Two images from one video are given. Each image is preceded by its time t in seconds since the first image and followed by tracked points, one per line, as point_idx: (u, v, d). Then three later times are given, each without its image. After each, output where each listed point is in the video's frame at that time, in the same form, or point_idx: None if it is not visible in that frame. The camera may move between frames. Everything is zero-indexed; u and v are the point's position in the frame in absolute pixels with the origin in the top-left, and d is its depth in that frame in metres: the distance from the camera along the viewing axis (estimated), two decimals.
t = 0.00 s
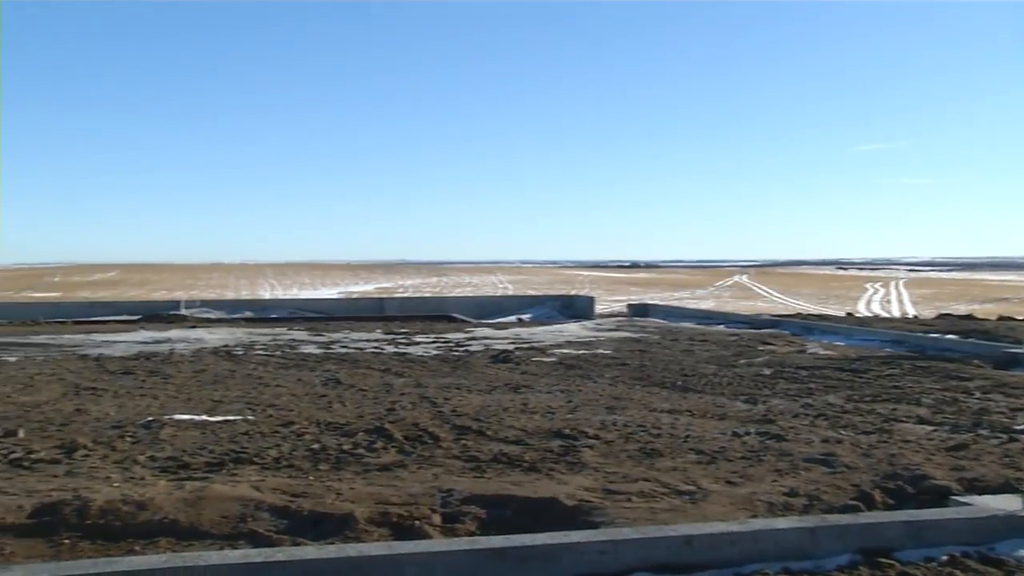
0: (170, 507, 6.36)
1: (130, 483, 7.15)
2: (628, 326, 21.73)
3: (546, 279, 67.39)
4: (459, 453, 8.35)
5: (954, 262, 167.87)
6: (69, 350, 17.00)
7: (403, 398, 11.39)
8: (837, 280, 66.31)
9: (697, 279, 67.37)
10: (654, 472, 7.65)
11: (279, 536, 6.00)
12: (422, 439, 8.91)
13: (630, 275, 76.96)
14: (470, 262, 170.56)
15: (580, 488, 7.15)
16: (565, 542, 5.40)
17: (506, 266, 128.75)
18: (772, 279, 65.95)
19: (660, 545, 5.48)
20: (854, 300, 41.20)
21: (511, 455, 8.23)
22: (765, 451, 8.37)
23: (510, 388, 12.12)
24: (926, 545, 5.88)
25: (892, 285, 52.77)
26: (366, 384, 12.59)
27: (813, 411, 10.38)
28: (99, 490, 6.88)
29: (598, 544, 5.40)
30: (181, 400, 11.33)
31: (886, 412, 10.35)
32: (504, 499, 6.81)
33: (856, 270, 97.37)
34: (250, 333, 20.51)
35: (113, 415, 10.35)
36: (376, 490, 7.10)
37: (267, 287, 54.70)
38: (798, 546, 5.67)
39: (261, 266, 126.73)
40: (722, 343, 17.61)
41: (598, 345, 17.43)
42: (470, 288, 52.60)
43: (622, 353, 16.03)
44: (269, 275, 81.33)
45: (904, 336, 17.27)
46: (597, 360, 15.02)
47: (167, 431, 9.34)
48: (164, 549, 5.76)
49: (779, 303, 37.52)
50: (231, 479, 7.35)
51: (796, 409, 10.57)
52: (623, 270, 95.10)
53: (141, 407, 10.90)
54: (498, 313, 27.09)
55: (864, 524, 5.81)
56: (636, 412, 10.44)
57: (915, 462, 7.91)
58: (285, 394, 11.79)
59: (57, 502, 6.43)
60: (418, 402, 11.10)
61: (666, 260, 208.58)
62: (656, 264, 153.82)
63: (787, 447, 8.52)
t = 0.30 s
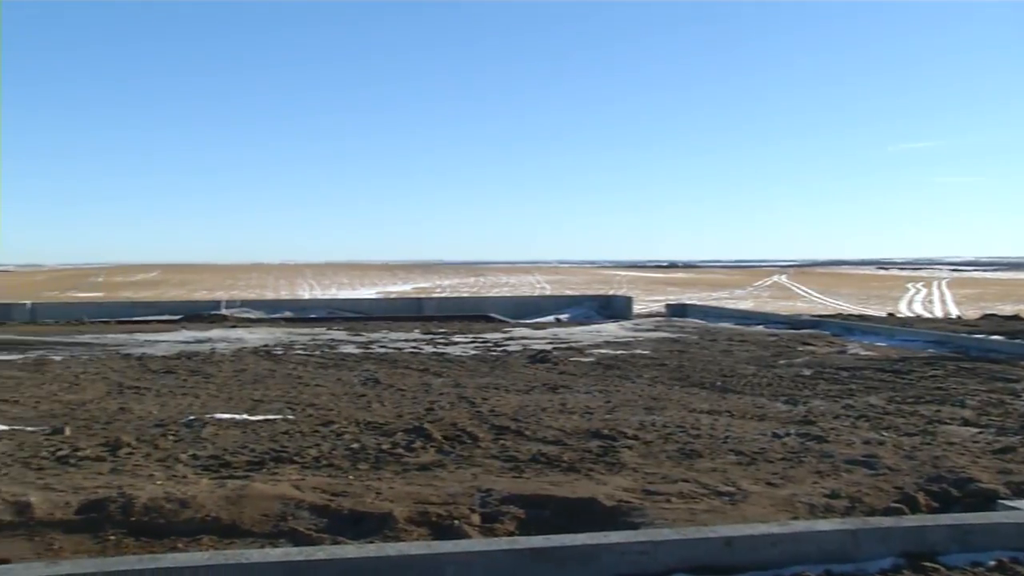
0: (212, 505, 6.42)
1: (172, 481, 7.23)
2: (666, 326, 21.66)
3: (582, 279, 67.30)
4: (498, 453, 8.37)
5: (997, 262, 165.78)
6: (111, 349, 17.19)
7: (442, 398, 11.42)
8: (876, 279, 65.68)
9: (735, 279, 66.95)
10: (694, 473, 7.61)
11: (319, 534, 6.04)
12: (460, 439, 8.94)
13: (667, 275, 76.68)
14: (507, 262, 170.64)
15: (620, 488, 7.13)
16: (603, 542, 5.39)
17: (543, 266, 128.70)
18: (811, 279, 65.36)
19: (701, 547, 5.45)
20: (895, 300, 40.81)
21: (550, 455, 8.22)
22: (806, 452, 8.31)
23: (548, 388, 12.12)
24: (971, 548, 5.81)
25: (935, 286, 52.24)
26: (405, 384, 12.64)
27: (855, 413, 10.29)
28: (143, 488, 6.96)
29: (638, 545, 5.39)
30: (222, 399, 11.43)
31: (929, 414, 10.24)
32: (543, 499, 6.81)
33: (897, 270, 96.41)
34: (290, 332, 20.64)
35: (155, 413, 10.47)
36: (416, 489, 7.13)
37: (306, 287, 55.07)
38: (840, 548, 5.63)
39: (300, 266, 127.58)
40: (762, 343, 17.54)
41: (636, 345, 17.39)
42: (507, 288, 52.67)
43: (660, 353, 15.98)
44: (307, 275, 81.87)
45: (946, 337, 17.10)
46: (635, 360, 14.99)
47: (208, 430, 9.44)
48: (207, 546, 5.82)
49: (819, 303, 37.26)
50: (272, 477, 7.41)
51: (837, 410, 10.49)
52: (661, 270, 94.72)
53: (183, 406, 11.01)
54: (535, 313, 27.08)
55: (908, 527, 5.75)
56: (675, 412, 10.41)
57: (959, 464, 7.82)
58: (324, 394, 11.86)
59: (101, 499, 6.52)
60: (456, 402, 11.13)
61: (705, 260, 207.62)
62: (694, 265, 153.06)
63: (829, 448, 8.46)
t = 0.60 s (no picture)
0: (254, 504, 6.47)
1: (215, 480, 7.29)
2: (706, 326, 21.57)
3: (620, 279, 67.17)
4: (537, 453, 8.37)
5: None
6: (154, 349, 17.37)
7: (480, 398, 11.43)
8: (920, 279, 64.99)
9: (775, 279, 66.42)
10: (734, 474, 7.57)
11: (360, 533, 6.07)
12: (499, 439, 8.94)
13: (707, 274, 76.35)
14: (545, 262, 170.62)
15: (660, 489, 7.10)
16: (642, 543, 5.38)
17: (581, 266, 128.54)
18: (851, 279, 64.69)
19: (742, 549, 5.43)
20: (938, 300, 40.39)
21: (590, 455, 8.21)
22: (848, 454, 8.24)
23: (587, 388, 12.10)
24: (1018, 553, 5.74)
25: (978, 286, 51.66)
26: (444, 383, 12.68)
27: (898, 414, 10.19)
28: (186, 486, 7.02)
29: (678, 547, 5.37)
30: (263, 398, 11.52)
31: (974, 416, 10.12)
32: (582, 500, 6.80)
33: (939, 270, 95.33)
34: (329, 332, 20.76)
35: (197, 412, 10.57)
36: (455, 489, 7.14)
37: (345, 287, 55.46)
38: (884, 551, 5.58)
39: (339, 266, 128.38)
40: (802, 343, 17.44)
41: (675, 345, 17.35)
42: (546, 288, 52.73)
43: (699, 353, 15.92)
44: (346, 274, 83.05)
45: (991, 337, 16.91)
46: (674, 360, 14.94)
47: (249, 429, 9.51)
48: (249, 544, 5.86)
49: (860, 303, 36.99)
50: (312, 476, 7.45)
51: (880, 411, 10.39)
52: (699, 271, 94.25)
53: (224, 405, 11.10)
54: (574, 313, 27.06)
55: (953, 531, 5.69)
56: (715, 413, 10.36)
57: (1005, 467, 7.72)
58: (363, 393, 11.92)
59: (145, 497, 6.59)
60: (495, 402, 11.16)
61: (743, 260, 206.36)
62: (734, 265, 152.07)
63: (872, 450, 8.38)
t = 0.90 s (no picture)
0: (296, 503, 6.51)
1: (258, 478, 7.35)
2: (746, 326, 21.47)
3: (659, 279, 66.95)
4: (577, 453, 8.36)
5: None
6: (197, 348, 17.54)
7: (520, 398, 11.43)
8: (964, 280, 64.23)
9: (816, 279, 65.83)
10: (776, 476, 7.52)
11: (400, 533, 6.09)
12: (539, 439, 8.94)
13: (747, 274, 75.94)
14: (584, 262, 170.28)
15: (701, 490, 7.07)
16: (684, 544, 5.36)
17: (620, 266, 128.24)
18: (895, 279, 63.71)
19: (786, 551, 5.39)
20: (983, 300, 39.95)
21: (630, 456, 8.19)
22: (892, 456, 8.16)
23: (627, 389, 12.07)
24: None
25: None
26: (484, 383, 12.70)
27: (943, 416, 10.08)
28: (229, 484, 7.09)
29: (720, 549, 5.34)
30: (304, 398, 11.60)
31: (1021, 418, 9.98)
32: (623, 500, 6.79)
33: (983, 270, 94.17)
34: (369, 332, 20.85)
35: (240, 412, 10.67)
36: (496, 489, 7.15)
37: (384, 288, 55.75)
38: (930, 555, 5.51)
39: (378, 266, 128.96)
40: (844, 343, 17.40)
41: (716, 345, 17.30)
42: (585, 288, 52.72)
43: (740, 354, 15.84)
44: (386, 275, 83.63)
45: None
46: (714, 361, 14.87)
47: (291, 428, 9.59)
48: (291, 543, 5.91)
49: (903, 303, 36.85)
50: (353, 476, 7.49)
51: (925, 413, 10.28)
52: (739, 271, 93.66)
53: (266, 404, 11.19)
54: (614, 313, 27.01)
55: (1002, 535, 5.61)
56: (756, 414, 10.30)
57: None
58: (403, 393, 11.97)
59: (190, 495, 6.66)
60: (534, 402, 11.17)
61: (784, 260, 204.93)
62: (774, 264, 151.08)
63: (916, 452, 8.30)
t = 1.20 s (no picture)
0: (335, 501, 6.55)
1: (297, 477, 7.40)
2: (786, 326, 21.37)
3: (697, 279, 66.68)
4: (616, 454, 8.35)
5: None
6: (238, 348, 17.68)
7: (558, 398, 11.43)
8: (1008, 279, 63.43)
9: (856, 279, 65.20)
10: (817, 477, 7.47)
11: (439, 532, 6.11)
12: (578, 439, 8.94)
13: (787, 274, 75.43)
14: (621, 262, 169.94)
15: (741, 491, 7.03)
16: (724, 545, 5.34)
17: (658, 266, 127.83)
18: (937, 279, 62.94)
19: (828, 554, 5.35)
20: None
21: (669, 457, 8.16)
22: (936, 458, 8.08)
23: (666, 389, 12.04)
24: None
25: None
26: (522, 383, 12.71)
27: (987, 418, 9.95)
28: (269, 483, 7.14)
29: (761, 550, 5.31)
30: (343, 397, 11.66)
31: None
32: (663, 501, 6.77)
33: None
34: (408, 332, 20.92)
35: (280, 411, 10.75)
36: (535, 489, 7.16)
37: (422, 288, 56.02)
38: (975, 560, 5.45)
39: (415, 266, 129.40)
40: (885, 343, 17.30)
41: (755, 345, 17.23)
42: (622, 288, 52.65)
43: (779, 354, 15.77)
44: (423, 274, 83.93)
45: None
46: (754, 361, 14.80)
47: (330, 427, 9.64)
48: (331, 541, 5.94)
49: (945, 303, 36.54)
50: (392, 475, 7.52)
51: (969, 415, 10.16)
52: (778, 270, 93.03)
53: (306, 403, 11.27)
54: (652, 313, 26.94)
55: None
56: (796, 415, 10.23)
57: None
58: (442, 392, 12.01)
59: (231, 493, 6.72)
60: (573, 402, 11.16)
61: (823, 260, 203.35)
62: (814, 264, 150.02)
63: (961, 454, 8.20)
